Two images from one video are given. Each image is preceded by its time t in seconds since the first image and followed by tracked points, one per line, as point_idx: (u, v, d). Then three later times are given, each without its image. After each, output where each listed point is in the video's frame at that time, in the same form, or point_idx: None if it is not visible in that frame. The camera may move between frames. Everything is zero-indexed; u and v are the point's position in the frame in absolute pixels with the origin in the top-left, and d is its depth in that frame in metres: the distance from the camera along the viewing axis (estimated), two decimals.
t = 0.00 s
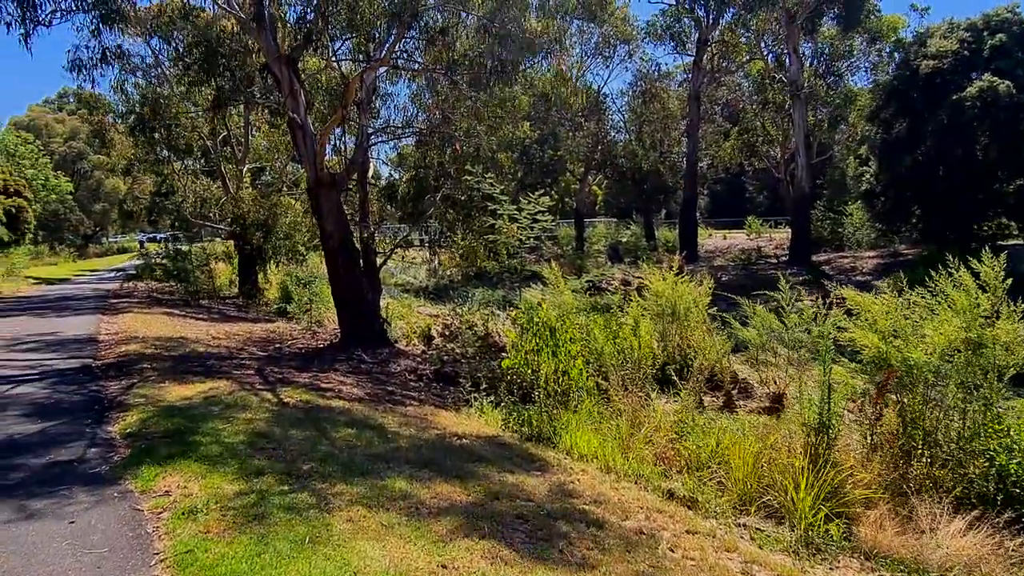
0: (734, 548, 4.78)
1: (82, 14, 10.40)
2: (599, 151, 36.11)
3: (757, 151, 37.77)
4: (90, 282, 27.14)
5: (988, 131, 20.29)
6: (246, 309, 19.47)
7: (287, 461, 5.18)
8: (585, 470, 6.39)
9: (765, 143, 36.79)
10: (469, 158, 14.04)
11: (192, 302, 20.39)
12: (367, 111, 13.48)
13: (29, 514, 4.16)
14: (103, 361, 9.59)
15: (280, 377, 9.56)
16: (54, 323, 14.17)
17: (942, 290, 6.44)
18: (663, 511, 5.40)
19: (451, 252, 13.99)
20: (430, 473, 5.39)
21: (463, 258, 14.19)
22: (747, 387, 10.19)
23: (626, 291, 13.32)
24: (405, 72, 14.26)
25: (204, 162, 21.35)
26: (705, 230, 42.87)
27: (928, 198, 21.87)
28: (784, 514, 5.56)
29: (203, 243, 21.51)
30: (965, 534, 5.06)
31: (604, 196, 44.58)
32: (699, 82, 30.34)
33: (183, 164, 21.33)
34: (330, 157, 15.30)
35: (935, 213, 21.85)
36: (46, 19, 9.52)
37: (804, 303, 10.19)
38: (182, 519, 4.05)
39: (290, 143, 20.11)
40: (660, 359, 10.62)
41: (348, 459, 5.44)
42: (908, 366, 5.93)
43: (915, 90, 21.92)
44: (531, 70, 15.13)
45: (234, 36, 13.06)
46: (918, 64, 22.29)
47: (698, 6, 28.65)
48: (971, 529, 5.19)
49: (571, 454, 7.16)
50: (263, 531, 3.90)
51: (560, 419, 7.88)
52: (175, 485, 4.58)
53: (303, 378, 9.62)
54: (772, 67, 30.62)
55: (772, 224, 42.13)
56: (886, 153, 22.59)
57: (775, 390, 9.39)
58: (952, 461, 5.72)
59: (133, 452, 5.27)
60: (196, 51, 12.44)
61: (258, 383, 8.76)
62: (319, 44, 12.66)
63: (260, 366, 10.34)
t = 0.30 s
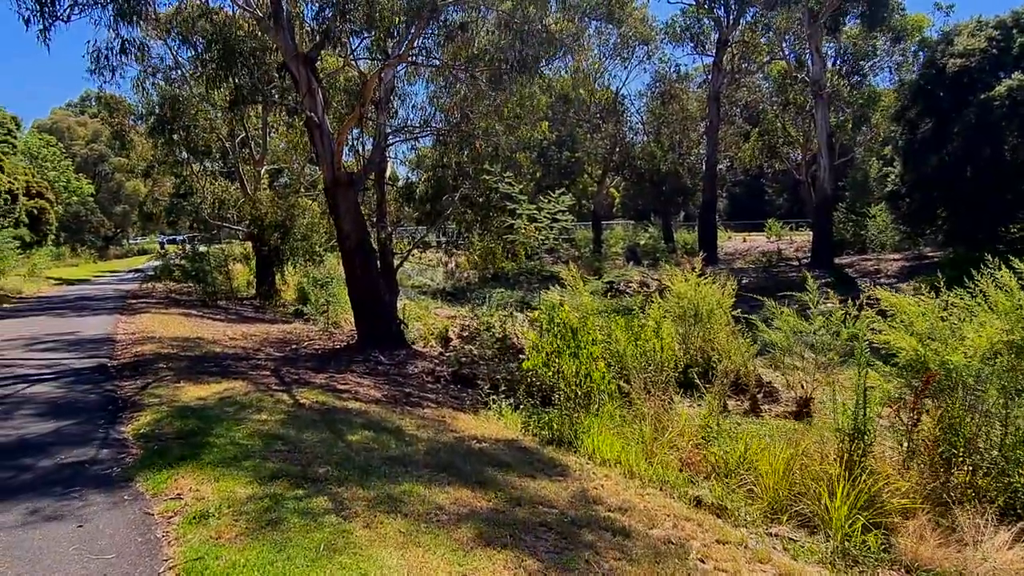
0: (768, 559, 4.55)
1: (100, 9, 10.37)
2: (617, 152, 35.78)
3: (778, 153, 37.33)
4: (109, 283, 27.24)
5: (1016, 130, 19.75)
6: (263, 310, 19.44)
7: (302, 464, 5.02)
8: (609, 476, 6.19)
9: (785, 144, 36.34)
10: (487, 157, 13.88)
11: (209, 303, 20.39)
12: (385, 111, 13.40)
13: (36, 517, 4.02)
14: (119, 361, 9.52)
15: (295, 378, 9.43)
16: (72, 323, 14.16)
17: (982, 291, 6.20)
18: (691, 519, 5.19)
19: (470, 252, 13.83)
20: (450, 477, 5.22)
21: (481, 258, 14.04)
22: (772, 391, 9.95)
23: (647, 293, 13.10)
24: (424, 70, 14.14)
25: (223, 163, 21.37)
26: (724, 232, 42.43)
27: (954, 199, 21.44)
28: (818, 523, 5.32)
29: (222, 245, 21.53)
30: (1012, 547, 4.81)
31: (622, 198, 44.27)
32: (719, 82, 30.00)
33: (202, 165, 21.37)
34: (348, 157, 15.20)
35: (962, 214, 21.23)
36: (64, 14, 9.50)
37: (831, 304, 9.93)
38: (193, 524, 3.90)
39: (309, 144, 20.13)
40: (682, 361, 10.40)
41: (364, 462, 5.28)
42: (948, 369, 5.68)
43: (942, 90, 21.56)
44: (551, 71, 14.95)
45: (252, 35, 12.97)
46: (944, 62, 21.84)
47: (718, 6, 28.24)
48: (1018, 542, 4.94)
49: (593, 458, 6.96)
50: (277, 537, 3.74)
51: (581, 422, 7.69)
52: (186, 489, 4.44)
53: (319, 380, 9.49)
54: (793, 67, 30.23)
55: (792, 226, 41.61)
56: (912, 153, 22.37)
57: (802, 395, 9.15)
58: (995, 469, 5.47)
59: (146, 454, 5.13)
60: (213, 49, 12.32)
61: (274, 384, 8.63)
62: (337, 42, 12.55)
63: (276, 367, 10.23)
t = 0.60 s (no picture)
0: None
1: (117, 9, 10.32)
2: (633, 155, 35.45)
3: (796, 156, 36.92)
4: (125, 286, 27.33)
5: None
6: (279, 313, 19.40)
7: (318, 474, 4.88)
8: (632, 487, 6.00)
9: (804, 147, 35.93)
10: (505, 158, 13.71)
11: (225, 306, 20.34)
12: (402, 113, 13.27)
13: (43, 528, 3.88)
14: (133, 364, 9.44)
15: (311, 383, 9.31)
16: (88, 325, 14.12)
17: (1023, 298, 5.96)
18: (720, 534, 4.99)
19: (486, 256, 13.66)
20: (469, 488, 5.07)
21: (497, 261, 13.88)
22: (797, 399, 9.71)
23: (667, 297, 12.89)
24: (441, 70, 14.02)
25: (239, 166, 21.38)
26: (742, 236, 42.00)
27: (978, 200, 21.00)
28: (853, 539, 5.09)
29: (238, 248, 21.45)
30: None
31: (638, 202, 43.98)
32: (737, 84, 29.67)
33: (219, 169, 21.39)
34: (365, 160, 15.10)
35: (985, 215, 20.85)
36: (82, 15, 9.44)
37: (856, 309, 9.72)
38: (205, 539, 3.76)
39: (324, 146, 20.09)
40: (705, 368, 10.19)
41: (381, 472, 5.13)
42: (988, 379, 5.44)
43: (967, 91, 21.19)
44: (569, 72, 14.76)
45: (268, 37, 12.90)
46: (969, 63, 21.43)
47: (736, 7, 27.93)
48: None
49: (615, 468, 6.77)
50: (290, 554, 3.59)
51: (603, 431, 7.50)
52: (198, 500, 4.29)
53: (335, 385, 9.35)
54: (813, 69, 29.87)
55: (811, 230, 41.13)
56: (934, 155, 22.03)
57: (829, 403, 8.91)
58: None
59: (158, 462, 5.00)
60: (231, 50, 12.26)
61: (288, 389, 8.50)
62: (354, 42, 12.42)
63: (292, 371, 10.11)
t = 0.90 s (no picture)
0: None
1: (136, 10, 10.28)
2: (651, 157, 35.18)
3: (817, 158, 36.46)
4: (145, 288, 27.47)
5: None
6: (295, 315, 19.36)
7: (336, 482, 4.72)
8: (659, 497, 5.79)
9: (825, 149, 35.47)
10: (525, 159, 13.52)
11: (242, 308, 20.32)
12: (420, 114, 13.13)
13: (53, 538, 3.74)
14: (149, 366, 9.35)
15: (328, 386, 9.18)
16: (105, 327, 14.10)
17: None
18: (754, 548, 4.77)
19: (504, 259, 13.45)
20: (492, 499, 4.89)
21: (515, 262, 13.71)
22: (826, 406, 9.45)
23: (688, 300, 12.65)
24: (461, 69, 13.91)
25: (257, 168, 21.39)
26: (761, 239, 41.55)
27: (1007, 203, 20.56)
28: (893, 555, 4.86)
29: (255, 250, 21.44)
30: None
31: (656, 204, 43.67)
32: (757, 86, 29.33)
33: (237, 171, 21.40)
34: (383, 162, 15.00)
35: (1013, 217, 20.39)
36: (102, 15, 9.40)
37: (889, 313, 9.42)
38: (219, 551, 3.61)
39: (342, 148, 20.03)
40: (730, 374, 9.95)
41: (401, 480, 4.97)
42: None
43: (996, 90, 20.62)
44: (591, 72, 14.57)
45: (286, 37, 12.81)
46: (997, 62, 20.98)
47: (756, 7, 27.62)
48: None
49: (640, 477, 6.57)
50: (307, 569, 3.43)
51: (627, 437, 7.30)
52: (214, 509, 4.15)
53: (353, 389, 9.21)
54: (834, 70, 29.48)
55: (831, 233, 40.60)
56: (961, 156, 21.63)
57: (860, 410, 8.65)
58: None
59: (173, 467, 4.86)
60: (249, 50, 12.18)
61: (306, 393, 8.37)
62: (372, 42, 12.30)
63: (309, 374, 9.98)
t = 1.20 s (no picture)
0: None
1: (164, 13, 10.26)
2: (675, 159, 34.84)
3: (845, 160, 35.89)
4: (171, 289, 27.67)
5: None
6: (319, 317, 19.34)
7: (365, 494, 4.58)
8: (696, 510, 5.58)
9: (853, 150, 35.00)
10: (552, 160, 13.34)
11: (266, 309, 20.36)
12: (445, 115, 13.01)
13: (78, 550, 3.62)
14: (175, 368, 9.29)
15: (352, 390, 9.05)
16: (132, 328, 14.13)
17: None
18: (799, 568, 4.55)
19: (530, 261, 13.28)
20: (526, 512, 4.71)
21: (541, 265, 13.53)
22: (864, 415, 9.15)
23: (718, 305, 12.38)
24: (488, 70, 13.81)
25: (281, 170, 21.44)
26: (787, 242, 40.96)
27: None
28: None
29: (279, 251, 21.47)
30: None
31: (680, 206, 43.27)
32: (784, 87, 28.95)
33: (262, 173, 21.46)
34: (408, 164, 14.91)
35: None
36: (129, 18, 9.37)
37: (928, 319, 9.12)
38: (246, 567, 3.47)
39: (366, 149, 19.99)
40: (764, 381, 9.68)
41: (431, 492, 4.81)
42: None
43: None
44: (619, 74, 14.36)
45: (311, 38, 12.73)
46: None
47: (784, 7, 27.24)
48: None
49: (674, 488, 6.35)
50: None
51: (660, 446, 7.10)
52: (240, 521, 4.02)
53: (378, 393, 9.08)
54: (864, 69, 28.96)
55: (859, 235, 39.91)
56: (997, 157, 21.02)
57: (901, 421, 8.36)
58: None
59: (199, 476, 4.74)
60: (275, 52, 12.11)
61: (331, 397, 8.25)
62: (398, 43, 12.19)
63: (333, 378, 9.87)
